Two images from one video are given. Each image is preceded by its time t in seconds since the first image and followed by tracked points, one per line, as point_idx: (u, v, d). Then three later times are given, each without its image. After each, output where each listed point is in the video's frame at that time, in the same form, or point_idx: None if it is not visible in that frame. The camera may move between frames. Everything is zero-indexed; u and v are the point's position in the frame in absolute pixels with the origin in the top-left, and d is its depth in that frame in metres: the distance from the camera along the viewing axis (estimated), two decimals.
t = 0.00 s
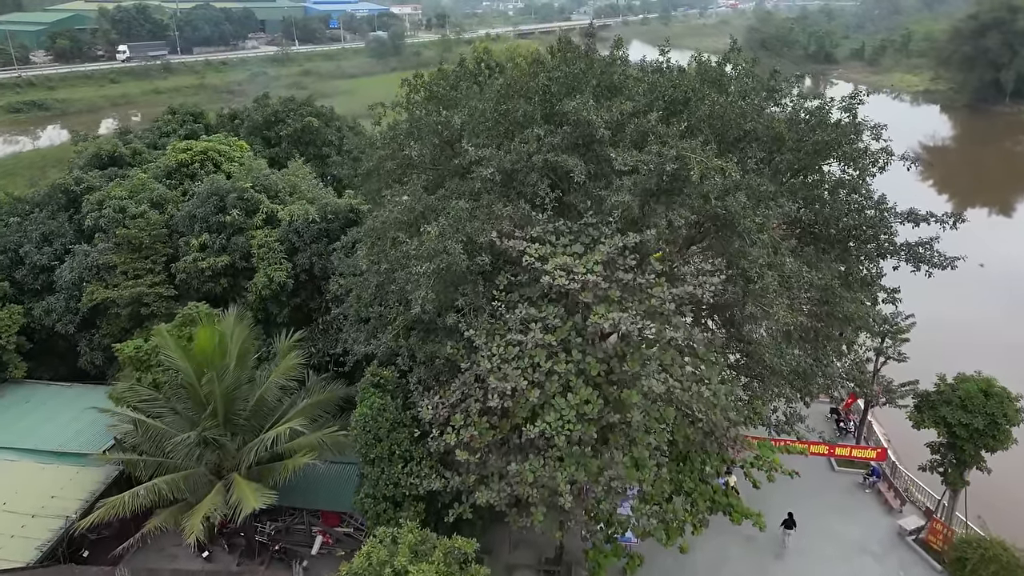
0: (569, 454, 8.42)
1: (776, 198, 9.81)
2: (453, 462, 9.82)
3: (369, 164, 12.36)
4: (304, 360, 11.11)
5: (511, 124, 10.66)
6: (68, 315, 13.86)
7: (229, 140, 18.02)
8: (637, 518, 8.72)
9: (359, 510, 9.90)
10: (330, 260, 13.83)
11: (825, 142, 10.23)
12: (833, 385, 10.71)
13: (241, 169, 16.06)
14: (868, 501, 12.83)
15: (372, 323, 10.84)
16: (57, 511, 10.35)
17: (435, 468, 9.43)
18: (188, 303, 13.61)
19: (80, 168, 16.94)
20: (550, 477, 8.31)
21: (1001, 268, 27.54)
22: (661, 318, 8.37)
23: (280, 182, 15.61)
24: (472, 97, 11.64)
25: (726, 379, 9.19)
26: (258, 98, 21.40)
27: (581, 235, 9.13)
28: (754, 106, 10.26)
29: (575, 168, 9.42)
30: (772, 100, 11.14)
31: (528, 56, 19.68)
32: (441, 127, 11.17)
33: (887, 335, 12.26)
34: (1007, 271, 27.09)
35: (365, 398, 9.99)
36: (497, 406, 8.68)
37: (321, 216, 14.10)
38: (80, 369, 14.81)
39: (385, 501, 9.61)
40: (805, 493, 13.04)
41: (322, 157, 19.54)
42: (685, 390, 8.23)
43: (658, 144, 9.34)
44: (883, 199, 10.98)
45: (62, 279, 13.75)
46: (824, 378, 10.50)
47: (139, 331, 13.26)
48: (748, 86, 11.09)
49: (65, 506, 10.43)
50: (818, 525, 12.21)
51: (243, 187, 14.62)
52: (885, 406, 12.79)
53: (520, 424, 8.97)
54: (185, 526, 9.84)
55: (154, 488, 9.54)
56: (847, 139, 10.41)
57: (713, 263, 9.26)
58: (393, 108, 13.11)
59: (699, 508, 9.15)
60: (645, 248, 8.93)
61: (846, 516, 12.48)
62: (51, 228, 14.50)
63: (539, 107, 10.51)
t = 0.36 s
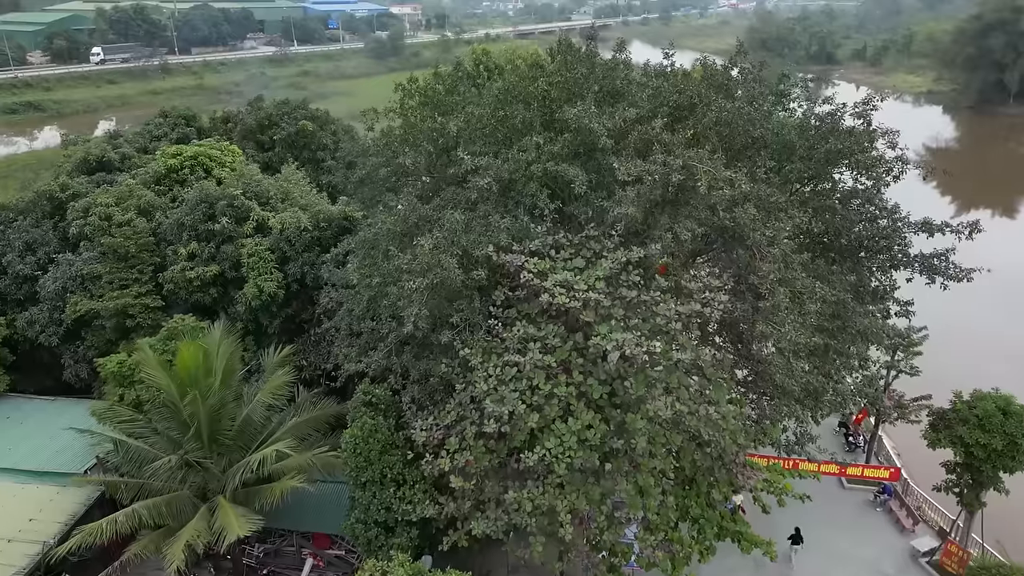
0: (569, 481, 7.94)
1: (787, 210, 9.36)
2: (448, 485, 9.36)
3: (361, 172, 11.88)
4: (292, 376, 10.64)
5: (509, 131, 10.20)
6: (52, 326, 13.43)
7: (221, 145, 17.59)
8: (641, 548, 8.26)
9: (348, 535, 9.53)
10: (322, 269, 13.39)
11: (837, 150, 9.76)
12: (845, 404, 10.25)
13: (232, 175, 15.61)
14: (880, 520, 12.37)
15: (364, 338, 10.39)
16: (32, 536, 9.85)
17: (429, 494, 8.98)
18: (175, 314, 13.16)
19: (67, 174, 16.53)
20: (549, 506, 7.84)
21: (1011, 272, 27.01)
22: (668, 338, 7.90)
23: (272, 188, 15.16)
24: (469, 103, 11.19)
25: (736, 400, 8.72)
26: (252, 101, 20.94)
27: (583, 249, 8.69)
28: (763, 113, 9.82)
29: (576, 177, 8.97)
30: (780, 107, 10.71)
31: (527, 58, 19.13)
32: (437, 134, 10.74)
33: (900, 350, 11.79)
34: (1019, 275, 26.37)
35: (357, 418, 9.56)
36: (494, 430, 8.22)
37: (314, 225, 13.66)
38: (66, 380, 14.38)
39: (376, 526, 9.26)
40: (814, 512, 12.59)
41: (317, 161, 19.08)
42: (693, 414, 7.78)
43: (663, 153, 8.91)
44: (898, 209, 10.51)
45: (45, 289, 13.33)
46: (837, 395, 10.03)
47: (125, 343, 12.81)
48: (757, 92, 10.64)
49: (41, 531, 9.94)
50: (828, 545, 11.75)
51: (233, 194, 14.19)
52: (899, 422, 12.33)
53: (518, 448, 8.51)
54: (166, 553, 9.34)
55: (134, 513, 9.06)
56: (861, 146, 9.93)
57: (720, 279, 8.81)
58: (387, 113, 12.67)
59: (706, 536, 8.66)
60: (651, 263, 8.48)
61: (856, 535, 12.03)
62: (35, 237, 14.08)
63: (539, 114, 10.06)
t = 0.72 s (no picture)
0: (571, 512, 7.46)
1: (798, 222, 8.90)
2: (442, 512, 8.89)
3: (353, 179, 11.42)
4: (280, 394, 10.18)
5: (506, 139, 9.75)
6: (34, 339, 13.01)
7: (212, 150, 17.15)
8: None
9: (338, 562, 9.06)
10: (313, 279, 12.94)
11: (851, 158, 9.29)
12: (859, 424, 9.78)
13: (222, 181, 15.16)
14: (893, 541, 11.89)
15: (355, 355, 9.93)
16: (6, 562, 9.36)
17: (422, 522, 8.51)
18: (161, 325, 12.71)
19: (54, 180, 16.13)
20: (549, 538, 7.37)
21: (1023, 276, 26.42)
22: (674, 360, 7.44)
23: (263, 194, 14.70)
24: (466, 108, 10.73)
25: (746, 424, 8.25)
26: (245, 103, 20.42)
27: (585, 264, 8.23)
28: (771, 120, 9.38)
29: (577, 188, 8.51)
30: (789, 114, 10.27)
31: (526, 59, 18.58)
32: (431, 141, 10.27)
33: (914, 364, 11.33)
34: None
35: (346, 440, 9.10)
36: (490, 456, 7.76)
37: (305, 233, 13.21)
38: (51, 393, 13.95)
39: (367, 554, 8.78)
40: (825, 532, 12.11)
41: (312, 166, 18.62)
42: (701, 440, 7.31)
43: (668, 163, 8.46)
44: (913, 219, 10.05)
45: (27, 300, 12.90)
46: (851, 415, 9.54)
47: (108, 356, 12.36)
48: (765, 98, 10.19)
49: (15, 557, 9.45)
50: (840, 568, 11.27)
51: (222, 201, 13.75)
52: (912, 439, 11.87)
53: (516, 474, 8.04)
54: None
55: (113, 541, 8.54)
56: (874, 153, 9.47)
57: (729, 294, 8.34)
58: (380, 118, 12.21)
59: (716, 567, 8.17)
60: (655, 279, 8.03)
61: (870, 557, 11.55)
62: (17, 245, 13.66)
63: (538, 120, 9.61)
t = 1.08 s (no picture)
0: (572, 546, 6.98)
1: (811, 234, 8.45)
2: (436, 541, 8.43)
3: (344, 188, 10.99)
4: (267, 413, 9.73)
5: (504, 147, 9.30)
6: (17, 351, 12.56)
7: (203, 154, 16.72)
8: None
9: None
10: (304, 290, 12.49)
11: (866, 167, 8.84)
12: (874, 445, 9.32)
13: (212, 187, 14.71)
14: (907, 563, 11.42)
15: (345, 373, 9.48)
16: None
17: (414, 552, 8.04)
18: (147, 337, 12.26)
19: (40, 186, 15.71)
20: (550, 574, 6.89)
21: None
22: (681, 383, 6.98)
23: (254, 201, 14.25)
24: (462, 114, 10.30)
25: (757, 449, 7.79)
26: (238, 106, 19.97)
27: (586, 280, 7.79)
28: (782, 127, 8.94)
29: (578, 199, 8.07)
30: (800, 120, 9.84)
31: (525, 61, 18.08)
32: (425, 149, 9.85)
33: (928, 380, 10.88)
34: None
35: (335, 464, 8.64)
36: (487, 486, 7.29)
37: (296, 242, 12.78)
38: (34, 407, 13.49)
39: None
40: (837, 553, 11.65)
41: (306, 170, 18.17)
42: (710, 469, 6.85)
43: (673, 174, 8.03)
44: (929, 230, 9.62)
45: (9, 311, 12.47)
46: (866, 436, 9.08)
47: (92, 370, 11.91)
48: (774, 104, 9.75)
49: None
50: None
51: (211, 208, 13.31)
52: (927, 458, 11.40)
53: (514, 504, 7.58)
54: None
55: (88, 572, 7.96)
56: (890, 162, 9.03)
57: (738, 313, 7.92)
58: (374, 124, 11.79)
59: None
60: (661, 297, 7.58)
61: None
62: None
63: (537, 127, 9.16)
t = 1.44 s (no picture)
0: None
1: (827, 250, 7.97)
2: None
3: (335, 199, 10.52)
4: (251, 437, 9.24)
5: (501, 157, 8.82)
6: None
7: (193, 160, 16.26)
8: None
9: None
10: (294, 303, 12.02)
11: (884, 179, 8.36)
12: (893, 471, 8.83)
13: (201, 195, 14.25)
14: None
15: (334, 394, 8.99)
16: None
17: None
18: (130, 352, 11.79)
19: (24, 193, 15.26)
20: None
21: None
22: (691, 413, 6.49)
23: (244, 209, 13.76)
24: (458, 123, 9.85)
25: (772, 482, 7.29)
26: (231, 109, 19.51)
27: (589, 300, 7.33)
28: (794, 137, 8.49)
29: (579, 213, 7.59)
30: (810, 129, 9.42)
31: (525, 63, 17.54)
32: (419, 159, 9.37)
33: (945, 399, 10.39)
34: None
35: (322, 492, 8.16)
36: (482, 523, 6.80)
37: (286, 253, 12.31)
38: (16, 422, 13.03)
39: None
40: None
41: (299, 176, 17.68)
42: (722, 506, 6.37)
43: (680, 188, 7.56)
44: (948, 243, 9.15)
45: None
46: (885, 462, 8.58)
47: (73, 386, 11.44)
48: (785, 112, 9.29)
49: None
50: None
51: (198, 217, 12.84)
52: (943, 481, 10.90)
53: (511, 541, 7.09)
54: None
55: None
56: (910, 172, 8.53)
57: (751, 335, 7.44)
58: (366, 132, 11.36)
59: None
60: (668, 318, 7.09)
61: None
62: None
63: (536, 136, 8.69)
